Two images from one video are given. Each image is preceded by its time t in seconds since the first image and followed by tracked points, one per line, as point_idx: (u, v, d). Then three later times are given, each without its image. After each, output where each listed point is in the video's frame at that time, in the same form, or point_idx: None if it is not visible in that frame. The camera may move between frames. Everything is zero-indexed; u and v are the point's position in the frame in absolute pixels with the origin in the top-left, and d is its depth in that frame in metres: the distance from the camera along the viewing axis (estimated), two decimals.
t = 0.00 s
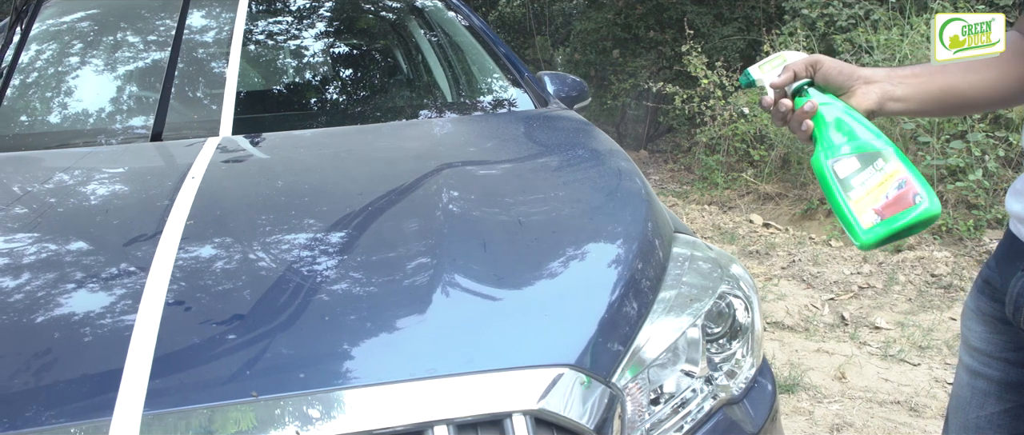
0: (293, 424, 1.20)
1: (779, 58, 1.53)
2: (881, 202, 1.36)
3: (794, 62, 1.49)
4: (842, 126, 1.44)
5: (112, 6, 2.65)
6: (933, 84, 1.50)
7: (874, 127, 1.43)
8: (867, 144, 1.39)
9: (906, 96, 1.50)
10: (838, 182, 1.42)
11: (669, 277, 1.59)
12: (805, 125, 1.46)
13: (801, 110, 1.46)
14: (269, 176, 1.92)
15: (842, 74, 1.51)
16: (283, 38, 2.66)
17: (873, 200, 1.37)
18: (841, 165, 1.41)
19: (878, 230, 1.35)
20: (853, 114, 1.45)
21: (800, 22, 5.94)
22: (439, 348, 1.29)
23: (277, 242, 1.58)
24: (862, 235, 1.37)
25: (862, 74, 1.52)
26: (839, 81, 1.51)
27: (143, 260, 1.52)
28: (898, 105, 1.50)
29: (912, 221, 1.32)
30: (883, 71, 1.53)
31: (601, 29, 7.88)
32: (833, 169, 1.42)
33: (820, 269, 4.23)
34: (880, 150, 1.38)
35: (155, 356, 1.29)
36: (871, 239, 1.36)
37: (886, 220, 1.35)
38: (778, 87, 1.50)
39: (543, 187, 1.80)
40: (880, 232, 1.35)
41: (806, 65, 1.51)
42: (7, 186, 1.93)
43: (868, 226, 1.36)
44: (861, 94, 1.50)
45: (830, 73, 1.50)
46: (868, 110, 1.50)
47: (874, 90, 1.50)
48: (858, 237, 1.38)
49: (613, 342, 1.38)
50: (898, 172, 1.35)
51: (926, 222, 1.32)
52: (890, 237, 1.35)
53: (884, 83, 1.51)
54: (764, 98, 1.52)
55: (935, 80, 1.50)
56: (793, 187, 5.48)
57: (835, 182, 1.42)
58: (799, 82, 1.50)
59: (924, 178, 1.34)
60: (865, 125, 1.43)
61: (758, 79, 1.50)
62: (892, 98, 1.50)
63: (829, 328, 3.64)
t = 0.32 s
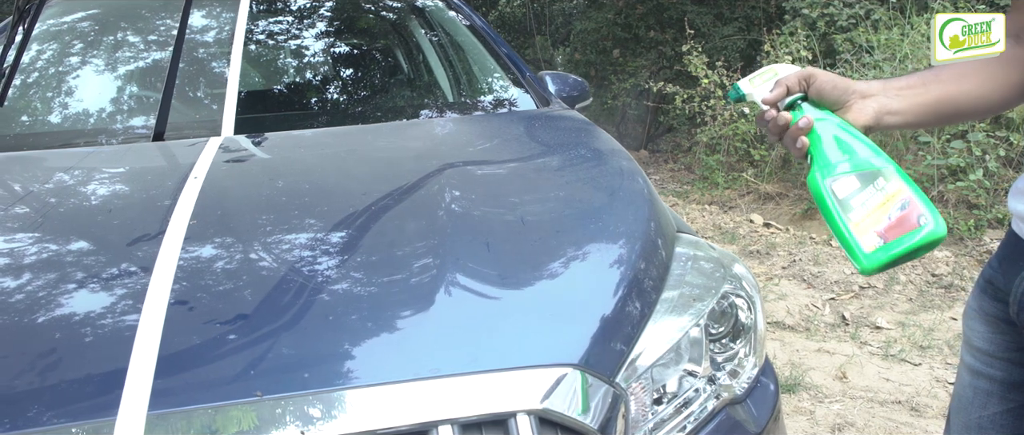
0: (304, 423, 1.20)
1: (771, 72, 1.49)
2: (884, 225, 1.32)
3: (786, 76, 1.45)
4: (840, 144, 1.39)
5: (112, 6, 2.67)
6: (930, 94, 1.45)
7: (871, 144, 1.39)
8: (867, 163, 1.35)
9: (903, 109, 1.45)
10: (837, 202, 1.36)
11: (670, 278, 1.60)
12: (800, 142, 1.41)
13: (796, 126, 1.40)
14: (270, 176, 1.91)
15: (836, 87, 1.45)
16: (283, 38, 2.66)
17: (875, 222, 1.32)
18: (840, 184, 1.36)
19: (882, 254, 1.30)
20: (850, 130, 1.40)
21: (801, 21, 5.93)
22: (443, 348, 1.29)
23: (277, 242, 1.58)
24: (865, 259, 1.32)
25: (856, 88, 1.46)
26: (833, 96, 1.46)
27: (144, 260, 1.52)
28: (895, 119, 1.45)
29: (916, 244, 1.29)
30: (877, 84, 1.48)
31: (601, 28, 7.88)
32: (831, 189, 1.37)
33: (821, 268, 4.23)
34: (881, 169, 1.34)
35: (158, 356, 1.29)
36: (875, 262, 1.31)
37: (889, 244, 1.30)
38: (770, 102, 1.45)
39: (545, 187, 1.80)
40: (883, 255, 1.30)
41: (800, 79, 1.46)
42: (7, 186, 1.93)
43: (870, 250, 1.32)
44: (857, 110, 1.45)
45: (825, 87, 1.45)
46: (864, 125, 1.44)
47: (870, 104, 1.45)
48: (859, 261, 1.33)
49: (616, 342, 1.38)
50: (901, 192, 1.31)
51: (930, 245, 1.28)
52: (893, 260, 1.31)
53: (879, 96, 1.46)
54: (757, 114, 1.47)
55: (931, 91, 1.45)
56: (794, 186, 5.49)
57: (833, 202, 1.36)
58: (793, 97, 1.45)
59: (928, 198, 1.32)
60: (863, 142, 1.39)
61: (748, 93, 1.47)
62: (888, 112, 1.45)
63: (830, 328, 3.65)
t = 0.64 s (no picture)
0: (311, 424, 1.20)
1: (761, 87, 1.45)
2: (880, 245, 1.28)
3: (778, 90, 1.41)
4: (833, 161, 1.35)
5: (113, 6, 2.67)
6: (921, 105, 1.45)
7: (864, 161, 1.36)
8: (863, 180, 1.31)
9: (894, 121, 1.44)
10: (832, 221, 1.31)
11: (674, 278, 1.60)
12: (793, 160, 1.37)
13: (789, 143, 1.36)
14: (271, 177, 1.91)
15: (828, 102, 1.43)
16: (284, 38, 2.66)
17: (872, 241, 1.28)
18: (835, 202, 1.32)
19: (880, 274, 1.26)
20: (843, 147, 1.37)
21: (802, 22, 5.92)
22: (449, 348, 1.29)
23: (278, 243, 1.58)
24: (863, 280, 1.27)
25: (848, 102, 1.45)
26: (825, 111, 1.43)
27: (145, 261, 1.52)
28: (888, 132, 1.44)
29: (914, 264, 1.25)
30: (868, 97, 1.47)
31: (602, 29, 7.87)
32: (826, 208, 1.32)
33: (822, 269, 4.23)
34: (877, 187, 1.30)
35: (162, 356, 1.29)
36: (873, 283, 1.27)
37: (887, 264, 1.27)
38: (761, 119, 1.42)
39: (546, 188, 1.80)
40: (882, 276, 1.26)
41: (791, 93, 1.43)
42: (8, 187, 1.93)
43: (868, 270, 1.27)
44: (849, 125, 1.44)
45: (816, 102, 1.42)
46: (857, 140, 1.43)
47: (862, 119, 1.44)
48: (857, 282, 1.28)
49: (618, 343, 1.38)
50: (897, 211, 1.28)
51: (928, 265, 1.25)
52: (890, 281, 1.27)
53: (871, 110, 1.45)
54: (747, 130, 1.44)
55: (922, 101, 1.45)
56: (795, 187, 5.49)
57: (828, 221, 1.31)
58: (784, 112, 1.41)
59: (924, 217, 1.29)
60: (856, 159, 1.35)
61: (738, 108, 1.43)
62: (880, 125, 1.44)
63: (831, 328, 3.65)
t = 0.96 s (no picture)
0: (314, 423, 1.20)
1: (740, 87, 1.43)
2: (860, 246, 1.27)
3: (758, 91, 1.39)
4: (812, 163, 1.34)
5: (113, 6, 2.67)
6: (901, 106, 1.47)
7: (842, 161, 1.35)
8: (843, 182, 1.30)
9: (875, 123, 1.45)
10: (813, 223, 1.30)
11: (676, 278, 1.60)
12: (773, 162, 1.35)
13: (770, 145, 1.35)
14: (271, 177, 1.91)
15: (809, 104, 1.42)
16: (285, 38, 2.65)
17: (852, 244, 1.27)
18: (815, 204, 1.30)
19: (862, 276, 1.26)
20: (822, 148, 1.36)
21: (803, 22, 5.91)
22: (452, 348, 1.29)
23: (279, 243, 1.58)
24: (844, 283, 1.26)
25: (828, 103, 1.45)
26: (806, 112, 1.42)
27: (146, 261, 1.52)
28: (868, 133, 1.45)
29: (895, 265, 1.25)
30: (848, 98, 1.48)
31: (602, 29, 7.87)
32: (806, 210, 1.30)
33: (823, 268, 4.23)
34: (857, 188, 1.29)
35: (164, 356, 1.29)
36: (854, 285, 1.26)
37: (868, 266, 1.26)
38: (741, 119, 1.39)
39: (547, 188, 1.80)
40: (862, 278, 1.26)
41: (772, 94, 1.40)
42: (8, 187, 1.93)
43: (849, 273, 1.26)
44: (830, 126, 1.44)
45: (798, 103, 1.41)
46: (840, 140, 1.43)
47: (843, 120, 1.44)
48: (839, 284, 1.27)
49: (620, 344, 1.38)
50: (878, 213, 1.27)
51: (908, 266, 1.25)
52: (870, 283, 1.27)
53: (852, 111, 1.46)
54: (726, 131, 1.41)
55: (901, 103, 1.47)
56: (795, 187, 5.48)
57: (808, 224, 1.30)
58: (764, 113, 1.39)
59: (903, 217, 1.29)
60: (834, 160, 1.35)
61: (719, 109, 1.40)
62: (861, 126, 1.45)
63: (832, 328, 3.65)
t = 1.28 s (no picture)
0: (317, 423, 1.20)
1: (723, 87, 1.43)
2: (841, 251, 1.31)
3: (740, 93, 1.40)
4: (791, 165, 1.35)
5: (114, 7, 2.68)
6: (884, 108, 1.46)
7: (823, 164, 1.38)
8: (824, 186, 1.33)
9: (857, 126, 1.45)
10: (794, 227, 1.33)
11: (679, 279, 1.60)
12: (754, 163, 1.36)
13: (750, 147, 1.35)
14: (273, 177, 1.91)
15: (791, 105, 1.42)
16: (285, 39, 2.65)
17: (832, 248, 1.31)
18: (796, 208, 1.33)
19: (842, 280, 1.29)
20: (802, 150, 1.38)
21: (804, 22, 5.90)
22: (457, 348, 1.29)
23: (279, 243, 1.58)
24: (824, 287, 1.30)
25: (810, 106, 1.45)
26: (788, 113, 1.43)
27: (148, 261, 1.52)
28: (850, 136, 1.45)
29: (874, 270, 1.29)
30: (831, 100, 1.47)
31: (602, 29, 7.86)
32: (787, 213, 1.33)
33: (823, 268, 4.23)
34: (837, 193, 1.33)
35: (166, 356, 1.28)
36: (835, 290, 1.29)
37: (847, 270, 1.30)
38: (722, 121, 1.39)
39: (548, 188, 1.79)
40: (842, 282, 1.29)
41: (754, 96, 1.41)
42: (9, 187, 1.93)
43: (829, 277, 1.30)
44: (811, 129, 1.44)
45: (779, 105, 1.41)
46: (820, 145, 1.44)
47: (825, 123, 1.45)
48: (818, 289, 1.31)
49: (622, 344, 1.38)
50: (857, 218, 1.31)
51: (886, 271, 1.29)
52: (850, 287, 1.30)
53: (834, 114, 1.45)
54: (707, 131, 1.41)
55: (884, 105, 1.47)
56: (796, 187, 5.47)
57: (789, 228, 1.33)
58: (745, 115, 1.40)
59: (880, 222, 1.33)
60: (813, 163, 1.37)
61: (700, 109, 1.40)
62: (842, 129, 1.45)
63: (833, 328, 3.64)
